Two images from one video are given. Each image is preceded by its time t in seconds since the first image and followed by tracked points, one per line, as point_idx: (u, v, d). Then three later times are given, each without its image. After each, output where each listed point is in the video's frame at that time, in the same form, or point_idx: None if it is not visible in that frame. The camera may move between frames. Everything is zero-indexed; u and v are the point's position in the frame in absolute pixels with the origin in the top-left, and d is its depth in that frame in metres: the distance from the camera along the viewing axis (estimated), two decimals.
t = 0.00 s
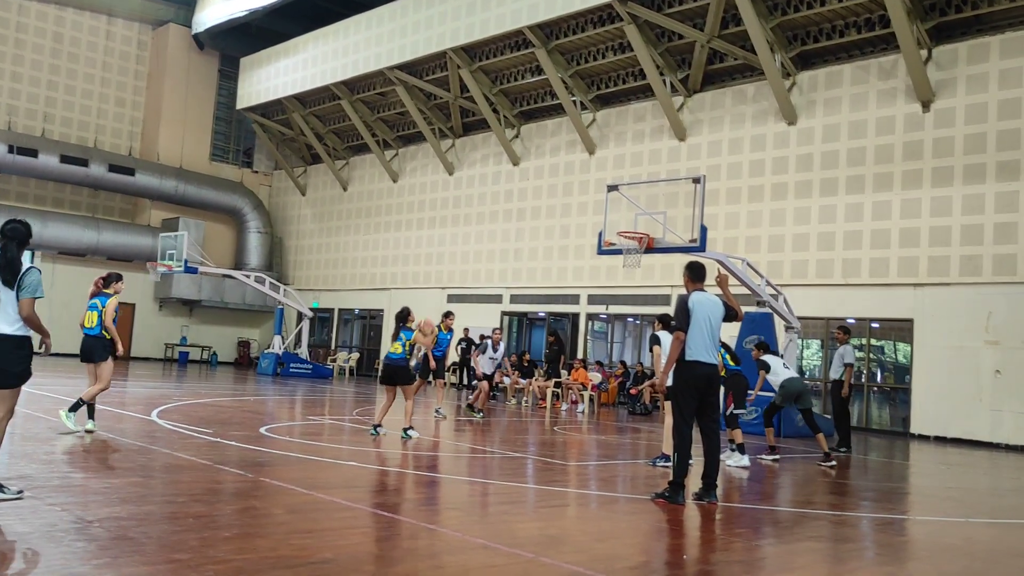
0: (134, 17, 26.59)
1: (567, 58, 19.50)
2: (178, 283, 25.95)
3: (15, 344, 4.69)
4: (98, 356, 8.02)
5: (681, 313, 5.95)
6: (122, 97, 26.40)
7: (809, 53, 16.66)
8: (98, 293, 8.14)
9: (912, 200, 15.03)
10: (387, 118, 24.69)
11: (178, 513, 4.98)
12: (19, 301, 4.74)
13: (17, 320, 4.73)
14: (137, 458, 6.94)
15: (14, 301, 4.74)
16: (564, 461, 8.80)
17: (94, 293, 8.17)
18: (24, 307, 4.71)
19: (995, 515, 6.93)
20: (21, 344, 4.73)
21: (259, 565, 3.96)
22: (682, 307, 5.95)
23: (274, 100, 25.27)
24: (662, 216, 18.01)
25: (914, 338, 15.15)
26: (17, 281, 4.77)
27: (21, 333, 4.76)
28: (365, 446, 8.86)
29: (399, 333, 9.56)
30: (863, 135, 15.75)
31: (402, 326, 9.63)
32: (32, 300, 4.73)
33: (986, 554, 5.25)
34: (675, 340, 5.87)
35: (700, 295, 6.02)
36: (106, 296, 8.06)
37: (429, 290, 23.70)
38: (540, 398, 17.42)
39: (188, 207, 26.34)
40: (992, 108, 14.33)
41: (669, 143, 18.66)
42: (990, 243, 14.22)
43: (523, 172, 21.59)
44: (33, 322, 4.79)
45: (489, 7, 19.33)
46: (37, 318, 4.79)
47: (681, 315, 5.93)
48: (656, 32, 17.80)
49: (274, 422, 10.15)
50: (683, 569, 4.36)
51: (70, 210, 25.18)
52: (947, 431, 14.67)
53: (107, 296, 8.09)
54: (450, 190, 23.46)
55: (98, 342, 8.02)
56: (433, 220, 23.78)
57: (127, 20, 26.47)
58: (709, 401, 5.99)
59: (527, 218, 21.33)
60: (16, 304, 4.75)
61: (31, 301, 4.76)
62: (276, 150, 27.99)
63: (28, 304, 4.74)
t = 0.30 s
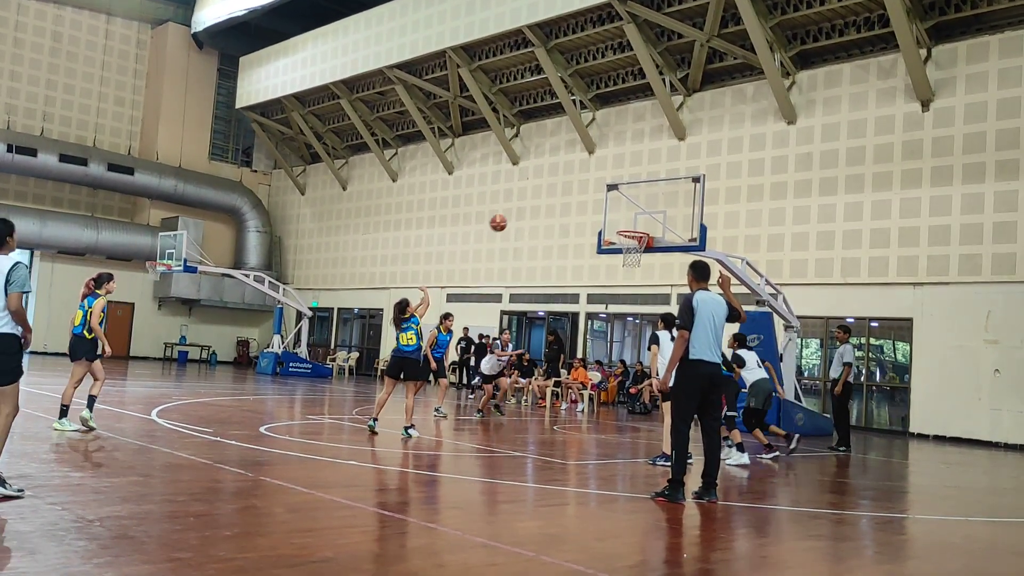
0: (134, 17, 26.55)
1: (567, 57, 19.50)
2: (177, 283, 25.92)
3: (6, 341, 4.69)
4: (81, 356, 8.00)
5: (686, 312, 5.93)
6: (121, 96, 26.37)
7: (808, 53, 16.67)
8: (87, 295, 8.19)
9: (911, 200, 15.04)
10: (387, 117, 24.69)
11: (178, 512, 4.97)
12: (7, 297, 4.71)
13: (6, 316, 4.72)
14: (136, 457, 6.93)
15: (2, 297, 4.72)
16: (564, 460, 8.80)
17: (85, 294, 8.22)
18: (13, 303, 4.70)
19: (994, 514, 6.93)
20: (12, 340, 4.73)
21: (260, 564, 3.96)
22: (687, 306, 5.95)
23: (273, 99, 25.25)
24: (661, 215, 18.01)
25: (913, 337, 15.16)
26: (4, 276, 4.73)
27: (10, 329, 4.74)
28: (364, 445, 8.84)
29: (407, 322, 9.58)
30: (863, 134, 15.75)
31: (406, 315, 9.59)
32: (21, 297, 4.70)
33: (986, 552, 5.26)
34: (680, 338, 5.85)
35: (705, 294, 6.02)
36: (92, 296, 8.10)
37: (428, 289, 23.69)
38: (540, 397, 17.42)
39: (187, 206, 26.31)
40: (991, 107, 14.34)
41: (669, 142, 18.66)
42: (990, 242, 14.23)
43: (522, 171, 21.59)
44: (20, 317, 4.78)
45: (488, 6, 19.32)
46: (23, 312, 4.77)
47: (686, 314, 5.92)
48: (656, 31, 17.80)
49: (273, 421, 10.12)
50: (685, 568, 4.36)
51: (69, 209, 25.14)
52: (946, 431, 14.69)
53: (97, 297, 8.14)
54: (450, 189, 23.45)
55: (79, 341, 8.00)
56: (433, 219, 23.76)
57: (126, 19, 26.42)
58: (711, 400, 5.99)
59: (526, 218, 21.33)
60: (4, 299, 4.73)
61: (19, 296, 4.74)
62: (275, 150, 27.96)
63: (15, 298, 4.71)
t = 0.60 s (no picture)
0: (138, 18, 26.62)
1: (571, 59, 19.50)
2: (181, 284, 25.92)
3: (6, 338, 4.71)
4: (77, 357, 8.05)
5: (697, 312, 5.93)
6: (125, 98, 26.44)
7: (813, 54, 16.65)
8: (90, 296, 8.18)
9: (915, 202, 15.02)
10: (390, 119, 24.72)
11: (181, 513, 4.97)
12: (3, 292, 4.72)
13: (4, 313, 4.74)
14: (140, 458, 6.93)
15: None
16: (567, 462, 8.78)
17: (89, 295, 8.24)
18: (8, 298, 4.71)
19: (999, 517, 6.91)
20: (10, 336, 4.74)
21: (263, 566, 3.95)
22: (699, 307, 5.94)
23: (277, 100, 25.28)
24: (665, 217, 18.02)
25: (917, 340, 15.13)
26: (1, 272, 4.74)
27: (8, 325, 4.75)
28: (367, 446, 8.83)
29: (400, 329, 9.48)
30: (867, 137, 15.73)
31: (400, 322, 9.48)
32: (18, 292, 4.72)
33: (991, 556, 5.23)
34: (692, 338, 5.84)
35: (715, 295, 6.01)
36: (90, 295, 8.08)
37: (432, 291, 23.70)
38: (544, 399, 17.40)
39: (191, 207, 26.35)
40: (996, 110, 14.32)
41: (673, 144, 18.65)
42: (994, 244, 14.20)
43: (526, 172, 21.59)
44: (16, 314, 4.78)
45: (492, 8, 19.33)
46: (20, 309, 4.77)
47: (697, 315, 5.92)
48: (660, 33, 17.80)
49: (276, 423, 10.12)
50: (688, 570, 4.34)
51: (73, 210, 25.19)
52: (950, 433, 14.66)
53: (99, 299, 8.12)
54: (453, 191, 23.46)
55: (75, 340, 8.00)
56: (436, 221, 23.77)
57: (130, 21, 26.50)
58: (718, 402, 5.96)
59: (530, 219, 21.33)
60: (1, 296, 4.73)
61: (15, 292, 4.74)
62: (279, 151, 28.01)
63: (12, 294, 4.72)
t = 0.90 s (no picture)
0: (149, 22, 26.77)
1: (579, 63, 19.51)
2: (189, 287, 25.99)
3: (20, 339, 4.75)
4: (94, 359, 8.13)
5: (700, 318, 5.92)
6: (135, 100, 26.58)
7: (821, 59, 16.63)
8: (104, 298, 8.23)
9: (924, 207, 14.97)
10: (399, 123, 24.78)
11: (188, 515, 4.98)
12: (24, 293, 4.74)
13: (22, 314, 4.76)
14: (148, 460, 6.95)
15: (19, 293, 4.75)
16: (574, 466, 8.78)
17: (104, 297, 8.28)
18: (27, 299, 4.72)
19: (1007, 524, 6.87)
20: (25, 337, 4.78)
21: (269, 567, 3.96)
22: (701, 312, 5.93)
23: (286, 104, 25.38)
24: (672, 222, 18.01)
25: (925, 345, 15.07)
26: (22, 273, 4.76)
27: (24, 327, 4.78)
28: (375, 449, 8.85)
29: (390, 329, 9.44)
30: (876, 142, 15.69)
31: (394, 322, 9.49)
32: (37, 293, 4.72)
33: (998, 563, 5.20)
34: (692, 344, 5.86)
35: (719, 301, 5.98)
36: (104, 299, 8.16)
37: (439, 294, 23.73)
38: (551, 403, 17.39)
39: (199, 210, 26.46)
40: (1005, 115, 14.26)
41: (680, 148, 18.65)
42: (1003, 250, 14.14)
43: (533, 176, 21.61)
44: (35, 316, 4.82)
45: (501, 12, 19.36)
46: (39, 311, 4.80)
47: (699, 321, 5.92)
48: (668, 37, 17.80)
49: (284, 425, 10.14)
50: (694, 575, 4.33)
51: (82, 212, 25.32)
52: (957, 440, 14.58)
53: (111, 301, 8.19)
54: (461, 194, 23.49)
55: (89, 342, 8.08)
56: (443, 224, 23.81)
57: (141, 24, 26.65)
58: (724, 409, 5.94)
59: (537, 223, 21.34)
60: (21, 298, 4.76)
61: (35, 293, 4.75)
62: (287, 154, 28.09)
63: (32, 295, 4.73)
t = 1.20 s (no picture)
0: (154, 22, 26.84)
1: (583, 65, 19.50)
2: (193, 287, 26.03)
3: (31, 337, 4.77)
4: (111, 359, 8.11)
5: (697, 320, 6.02)
6: (140, 101, 26.63)
7: (826, 61, 16.61)
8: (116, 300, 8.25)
9: (929, 210, 14.96)
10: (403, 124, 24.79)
11: (193, 515, 4.99)
12: (41, 295, 4.78)
13: (37, 314, 4.80)
14: (153, 460, 6.95)
15: (35, 295, 4.80)
16: (578, 467, 8.78)
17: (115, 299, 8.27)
18: (44, 299, 4.76)
19: (1012, 527, 6.86)
20: (35, 337, 4.80)
21: (274, 568, 3.96)
22: (698, 314, 6.04)
23: (290, 104, 25.42)
24: (676, 223, 17.98)
25: (929, 348, 15.05)
26: (41, 275, 4.82)
27: (34, 326, 4.81)
28: (379, 450, 8.86)
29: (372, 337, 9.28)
30: (880, 144, 15.67)
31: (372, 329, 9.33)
32: (54, 294, 4.77)
33: (1002, 566, 5.19)
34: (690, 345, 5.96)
35: (716, 300, 6.00)
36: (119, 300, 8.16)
37: (442, 295, 23.74)
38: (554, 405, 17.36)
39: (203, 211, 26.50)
40: (1010, 117, 14.24)
41: (684, 150, 18.64)
42: (1007, 253, 14.12)
43: (537, 178, 21.61)
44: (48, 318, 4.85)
45: (506, 13, 19.36)
46: (55, 314, 4.83)
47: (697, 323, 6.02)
48: (673, 39, 17.80)
49: (288, 426, 10.13)
50: None
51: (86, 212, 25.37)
52: (962, 443, 14.55)
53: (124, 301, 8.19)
54: (465, 195, 23.50)
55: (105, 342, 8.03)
56: (447, 225, 23.83)
57: (146, 25, 26.71)
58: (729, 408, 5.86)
59: (541, 224, 21.34)
60: (36, 298, 4.80)
61: (52, 295, 4.80)
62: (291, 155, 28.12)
63: (49, 297, 4.79)
